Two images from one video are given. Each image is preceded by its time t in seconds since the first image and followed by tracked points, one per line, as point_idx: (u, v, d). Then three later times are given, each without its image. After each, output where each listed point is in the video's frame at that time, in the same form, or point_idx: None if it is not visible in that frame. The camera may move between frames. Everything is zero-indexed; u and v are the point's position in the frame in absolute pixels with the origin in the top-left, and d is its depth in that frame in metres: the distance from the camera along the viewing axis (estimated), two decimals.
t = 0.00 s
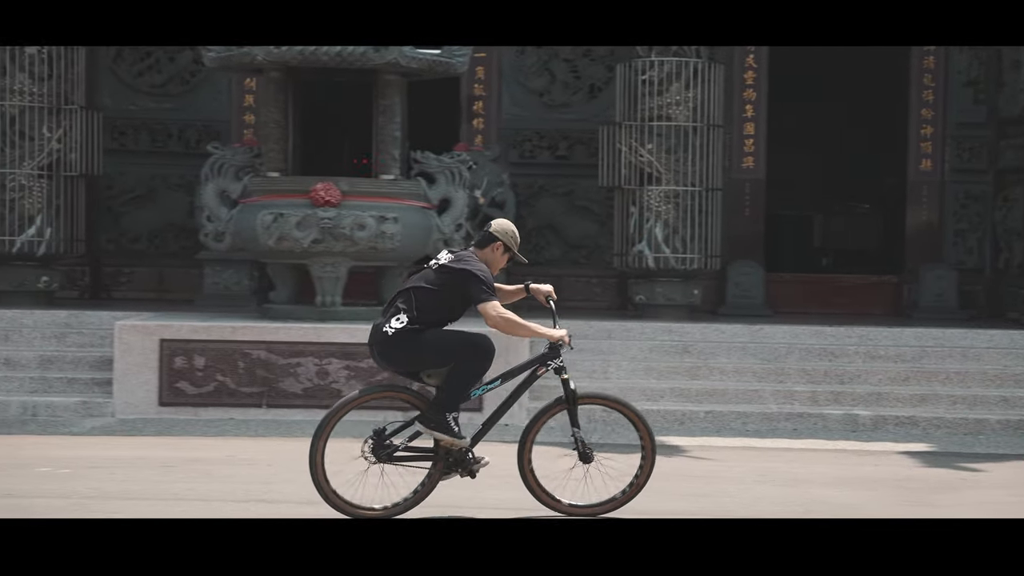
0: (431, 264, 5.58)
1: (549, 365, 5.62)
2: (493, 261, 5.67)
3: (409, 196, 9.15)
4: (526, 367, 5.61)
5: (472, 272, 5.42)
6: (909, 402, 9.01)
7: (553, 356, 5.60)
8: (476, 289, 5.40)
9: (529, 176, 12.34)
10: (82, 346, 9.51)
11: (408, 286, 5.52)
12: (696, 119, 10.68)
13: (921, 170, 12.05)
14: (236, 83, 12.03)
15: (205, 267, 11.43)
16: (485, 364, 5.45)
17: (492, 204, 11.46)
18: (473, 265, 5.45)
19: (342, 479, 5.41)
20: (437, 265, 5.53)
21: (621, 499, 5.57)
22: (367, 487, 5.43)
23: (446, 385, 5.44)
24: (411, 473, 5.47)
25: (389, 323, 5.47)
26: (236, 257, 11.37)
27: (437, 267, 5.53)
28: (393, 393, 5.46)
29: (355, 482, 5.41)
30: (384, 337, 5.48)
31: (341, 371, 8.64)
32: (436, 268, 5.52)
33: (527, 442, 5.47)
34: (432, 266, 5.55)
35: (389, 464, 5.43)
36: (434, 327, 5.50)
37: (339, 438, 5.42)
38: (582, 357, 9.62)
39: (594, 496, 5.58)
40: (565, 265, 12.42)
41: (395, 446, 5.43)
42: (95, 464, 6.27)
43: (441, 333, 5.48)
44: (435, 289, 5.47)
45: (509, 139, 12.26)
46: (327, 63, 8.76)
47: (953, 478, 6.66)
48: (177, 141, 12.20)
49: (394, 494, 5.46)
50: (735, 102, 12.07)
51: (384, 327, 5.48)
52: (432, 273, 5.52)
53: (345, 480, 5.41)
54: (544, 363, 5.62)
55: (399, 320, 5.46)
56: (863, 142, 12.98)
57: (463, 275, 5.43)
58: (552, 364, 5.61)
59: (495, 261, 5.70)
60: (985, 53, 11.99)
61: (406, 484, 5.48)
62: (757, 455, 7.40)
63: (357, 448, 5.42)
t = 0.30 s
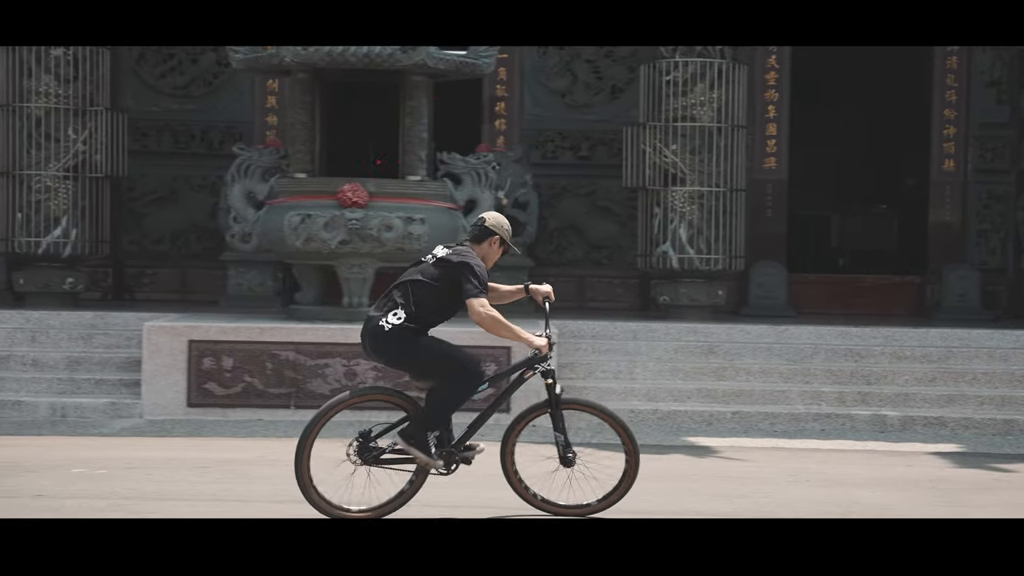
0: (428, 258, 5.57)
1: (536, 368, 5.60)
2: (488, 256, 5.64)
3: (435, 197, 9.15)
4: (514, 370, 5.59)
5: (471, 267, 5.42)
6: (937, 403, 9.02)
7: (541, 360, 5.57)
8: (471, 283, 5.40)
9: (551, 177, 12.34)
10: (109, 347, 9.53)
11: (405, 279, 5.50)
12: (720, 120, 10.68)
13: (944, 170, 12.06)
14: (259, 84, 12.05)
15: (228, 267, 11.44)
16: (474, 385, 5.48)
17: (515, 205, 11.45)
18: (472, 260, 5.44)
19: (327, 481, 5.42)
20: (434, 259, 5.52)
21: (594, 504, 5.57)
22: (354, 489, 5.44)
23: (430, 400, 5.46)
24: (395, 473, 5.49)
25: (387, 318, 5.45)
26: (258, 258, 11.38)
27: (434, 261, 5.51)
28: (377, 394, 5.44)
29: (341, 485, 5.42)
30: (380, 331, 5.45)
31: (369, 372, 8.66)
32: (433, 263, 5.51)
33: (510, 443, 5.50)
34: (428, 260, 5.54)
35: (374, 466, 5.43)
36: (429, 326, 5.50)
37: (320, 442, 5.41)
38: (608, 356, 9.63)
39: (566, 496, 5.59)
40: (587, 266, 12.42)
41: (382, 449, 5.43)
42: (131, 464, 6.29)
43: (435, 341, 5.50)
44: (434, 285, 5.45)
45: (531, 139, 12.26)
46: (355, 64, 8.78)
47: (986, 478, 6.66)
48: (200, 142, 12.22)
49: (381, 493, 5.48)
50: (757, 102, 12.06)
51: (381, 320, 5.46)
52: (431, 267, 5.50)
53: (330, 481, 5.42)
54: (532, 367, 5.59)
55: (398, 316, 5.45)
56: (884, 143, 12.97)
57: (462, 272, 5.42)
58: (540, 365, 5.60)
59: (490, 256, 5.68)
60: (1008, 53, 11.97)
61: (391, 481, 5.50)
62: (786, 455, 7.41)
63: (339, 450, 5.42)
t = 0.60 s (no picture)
0: (426, 250, 5.40)
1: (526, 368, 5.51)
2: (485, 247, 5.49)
3: (462, 197, 9.13)
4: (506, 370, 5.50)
5: (478, 262, 5.28)
6: (965, 403, 9.00)
7: (533, 360, 5.48)
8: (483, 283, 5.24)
9: (574, 177, 12.35)
10: (136, 348, 9.55)
11: (405, 273, 5.32)
12: (744, 121, 10.68)
13: (967, 170, 12.02)
14: (282, 84, 12.06)
15: (251, 267, 11.45)
16: (466, 404, 5.31)
17: (539, 205, 11.45)
18: (479, 255, 5.31)
19: (315, 481, 5.28)
20: (435, 252, 5.35)
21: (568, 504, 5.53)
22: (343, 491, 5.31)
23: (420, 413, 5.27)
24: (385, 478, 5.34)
25: (392, 318, 5.24)
26: (281, 258, 11.40)
27: (435, 253, 5.35)
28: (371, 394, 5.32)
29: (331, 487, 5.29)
30: (382, 330, 5.25)
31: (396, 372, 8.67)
32: (435, 255, 5.34)
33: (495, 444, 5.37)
34: (428, 252, 5.37)
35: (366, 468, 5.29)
36: (431, 325, 5.31)
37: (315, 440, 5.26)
38: (635, 356, 9.62)
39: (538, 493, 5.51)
40: (610, 267, 12.43)
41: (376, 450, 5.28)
42: (166, 465, 6.29)
43: (435, 347, 5.32)
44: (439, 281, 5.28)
45: (554, 140, 12.27)
46: (382, 64, 8.78)
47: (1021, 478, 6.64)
48: (222, 143, 12.23)
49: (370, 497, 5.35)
50: (780, 102, 12.05)
51: (383, 318, 5.25)
52: (433, 261, 5.32)
53: (321, 485, 5.28)
54: (522, 368, 5.49)
55: (402, 315, 5.25)
56: (907, 142, 12.96)
57: (468, 267, 5.27)
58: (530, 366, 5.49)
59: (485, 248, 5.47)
60: None
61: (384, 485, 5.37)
62: (817, 455, 7.38)
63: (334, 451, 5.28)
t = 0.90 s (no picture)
0: (428, 239, 5.25)
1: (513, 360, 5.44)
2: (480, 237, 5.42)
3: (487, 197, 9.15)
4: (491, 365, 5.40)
5: (489, 261, 5.18)
6: (992, 403, 9.00)
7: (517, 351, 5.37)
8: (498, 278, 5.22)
9: (595, 177, 12.36)
10: (162, 347, 9.56)
11: (411, 266, 5.18)
12: (768, 121, 10.70)
13: (989, 170, 12.01)
14: (304, 84, 12.08)
15: (274, 268, 11.46)
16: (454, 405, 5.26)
17: (561, 205, 11.46)
18: (489, 253, 5.19)
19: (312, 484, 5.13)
20: (442, 246, 5.20)
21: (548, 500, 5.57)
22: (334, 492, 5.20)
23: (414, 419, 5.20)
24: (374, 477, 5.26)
25: (399, 315, 5.11)
26: (304, 258, 11.42)
27: (442, 247, 5.20)
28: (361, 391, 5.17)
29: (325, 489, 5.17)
30: (389, 326, 5.13)
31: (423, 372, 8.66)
32: (442, 249, 5.20)
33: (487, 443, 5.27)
34: (432, 242, 5.23)
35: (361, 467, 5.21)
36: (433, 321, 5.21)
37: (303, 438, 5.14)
38: (661, 356, 9.62)
39: (526, 492, 5.49)
40: (631, 267, 12.43)
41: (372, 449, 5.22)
42: (199, 464, 6.29)
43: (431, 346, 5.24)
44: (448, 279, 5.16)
45: (575, 140, 12.28)
46: (408, 64, 8.79)
47: None
48: (244, 143, 12.25)
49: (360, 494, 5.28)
50: (802, 101, 12.04)
51: (391, 315, 5.12)
52: (441, 256, 5.18)
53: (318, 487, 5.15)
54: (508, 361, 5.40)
55: (410, 312, 5.13)
56: (928, 142, 12.95)
57: (476, 265, 5.17)
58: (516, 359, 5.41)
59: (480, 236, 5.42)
60: None
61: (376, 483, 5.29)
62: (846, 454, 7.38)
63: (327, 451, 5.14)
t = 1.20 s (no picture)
0: (433, 233, 5.17)
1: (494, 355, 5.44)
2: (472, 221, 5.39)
3: (512, 197, 9.15)
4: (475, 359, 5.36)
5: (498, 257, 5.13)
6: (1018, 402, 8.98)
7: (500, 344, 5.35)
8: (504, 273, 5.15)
9: (616, 177, 12.36)
10: (185, 347, 9.58)
11: (418, 262, 5.10)
12: (789, 120, 10.70)
13: (1009, 169, 11.99)
14: (324, 84, 12.08)
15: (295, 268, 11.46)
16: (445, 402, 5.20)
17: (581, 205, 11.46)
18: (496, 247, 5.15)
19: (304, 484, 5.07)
20: (448, 243, 5.14)
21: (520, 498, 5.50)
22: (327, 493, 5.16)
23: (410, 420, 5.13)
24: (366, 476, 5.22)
25: (409, 314, 5.04)
26: (325, 258, 11.43)
27: (448, 244, 5.14)
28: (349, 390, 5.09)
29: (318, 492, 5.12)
30: (397, 324, 5.05)
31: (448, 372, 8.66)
32: (448, 246, 5.14)
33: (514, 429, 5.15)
34: (437, 238, 5.16)
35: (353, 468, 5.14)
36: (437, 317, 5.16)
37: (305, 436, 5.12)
38: (685, 356, 9.60)
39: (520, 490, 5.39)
40: (652, 267, 12.42)
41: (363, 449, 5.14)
42: (231, 464, 6.29)
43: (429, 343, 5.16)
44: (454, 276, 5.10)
45: (594, 140, 12.27)
46: (433, 64, 8.78)
47: None
48: (264, 143, 12.25)
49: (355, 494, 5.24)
50: (821, 101, 12.02)
51: (401, 313, 5.04)
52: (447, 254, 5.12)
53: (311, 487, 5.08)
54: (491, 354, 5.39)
55: (418, 311, 5.06)
56: (947, 142, 12.94)
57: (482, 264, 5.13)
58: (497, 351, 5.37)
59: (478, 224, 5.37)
60: None
61: (369, 480, 5.25)
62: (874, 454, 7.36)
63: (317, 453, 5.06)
